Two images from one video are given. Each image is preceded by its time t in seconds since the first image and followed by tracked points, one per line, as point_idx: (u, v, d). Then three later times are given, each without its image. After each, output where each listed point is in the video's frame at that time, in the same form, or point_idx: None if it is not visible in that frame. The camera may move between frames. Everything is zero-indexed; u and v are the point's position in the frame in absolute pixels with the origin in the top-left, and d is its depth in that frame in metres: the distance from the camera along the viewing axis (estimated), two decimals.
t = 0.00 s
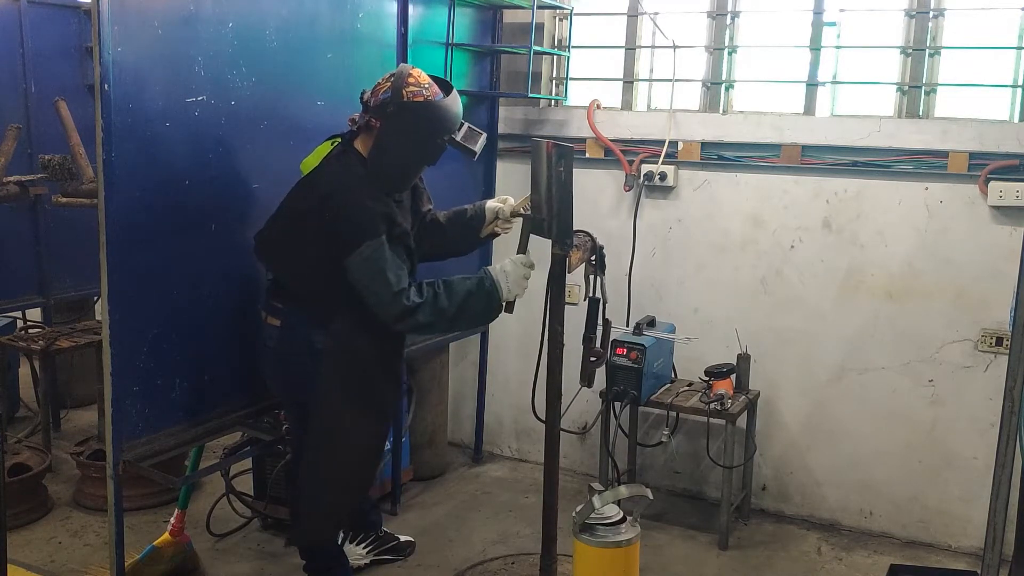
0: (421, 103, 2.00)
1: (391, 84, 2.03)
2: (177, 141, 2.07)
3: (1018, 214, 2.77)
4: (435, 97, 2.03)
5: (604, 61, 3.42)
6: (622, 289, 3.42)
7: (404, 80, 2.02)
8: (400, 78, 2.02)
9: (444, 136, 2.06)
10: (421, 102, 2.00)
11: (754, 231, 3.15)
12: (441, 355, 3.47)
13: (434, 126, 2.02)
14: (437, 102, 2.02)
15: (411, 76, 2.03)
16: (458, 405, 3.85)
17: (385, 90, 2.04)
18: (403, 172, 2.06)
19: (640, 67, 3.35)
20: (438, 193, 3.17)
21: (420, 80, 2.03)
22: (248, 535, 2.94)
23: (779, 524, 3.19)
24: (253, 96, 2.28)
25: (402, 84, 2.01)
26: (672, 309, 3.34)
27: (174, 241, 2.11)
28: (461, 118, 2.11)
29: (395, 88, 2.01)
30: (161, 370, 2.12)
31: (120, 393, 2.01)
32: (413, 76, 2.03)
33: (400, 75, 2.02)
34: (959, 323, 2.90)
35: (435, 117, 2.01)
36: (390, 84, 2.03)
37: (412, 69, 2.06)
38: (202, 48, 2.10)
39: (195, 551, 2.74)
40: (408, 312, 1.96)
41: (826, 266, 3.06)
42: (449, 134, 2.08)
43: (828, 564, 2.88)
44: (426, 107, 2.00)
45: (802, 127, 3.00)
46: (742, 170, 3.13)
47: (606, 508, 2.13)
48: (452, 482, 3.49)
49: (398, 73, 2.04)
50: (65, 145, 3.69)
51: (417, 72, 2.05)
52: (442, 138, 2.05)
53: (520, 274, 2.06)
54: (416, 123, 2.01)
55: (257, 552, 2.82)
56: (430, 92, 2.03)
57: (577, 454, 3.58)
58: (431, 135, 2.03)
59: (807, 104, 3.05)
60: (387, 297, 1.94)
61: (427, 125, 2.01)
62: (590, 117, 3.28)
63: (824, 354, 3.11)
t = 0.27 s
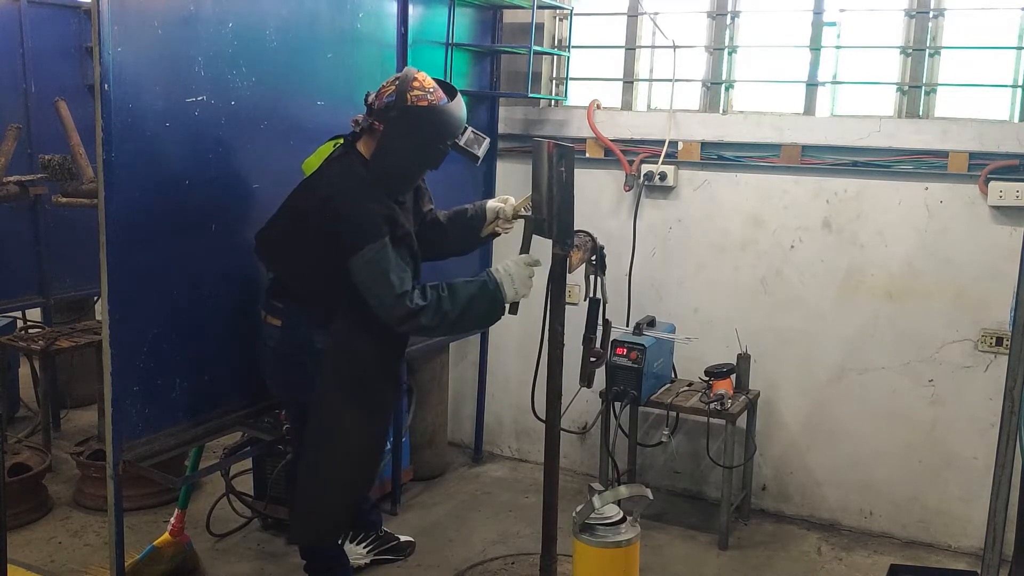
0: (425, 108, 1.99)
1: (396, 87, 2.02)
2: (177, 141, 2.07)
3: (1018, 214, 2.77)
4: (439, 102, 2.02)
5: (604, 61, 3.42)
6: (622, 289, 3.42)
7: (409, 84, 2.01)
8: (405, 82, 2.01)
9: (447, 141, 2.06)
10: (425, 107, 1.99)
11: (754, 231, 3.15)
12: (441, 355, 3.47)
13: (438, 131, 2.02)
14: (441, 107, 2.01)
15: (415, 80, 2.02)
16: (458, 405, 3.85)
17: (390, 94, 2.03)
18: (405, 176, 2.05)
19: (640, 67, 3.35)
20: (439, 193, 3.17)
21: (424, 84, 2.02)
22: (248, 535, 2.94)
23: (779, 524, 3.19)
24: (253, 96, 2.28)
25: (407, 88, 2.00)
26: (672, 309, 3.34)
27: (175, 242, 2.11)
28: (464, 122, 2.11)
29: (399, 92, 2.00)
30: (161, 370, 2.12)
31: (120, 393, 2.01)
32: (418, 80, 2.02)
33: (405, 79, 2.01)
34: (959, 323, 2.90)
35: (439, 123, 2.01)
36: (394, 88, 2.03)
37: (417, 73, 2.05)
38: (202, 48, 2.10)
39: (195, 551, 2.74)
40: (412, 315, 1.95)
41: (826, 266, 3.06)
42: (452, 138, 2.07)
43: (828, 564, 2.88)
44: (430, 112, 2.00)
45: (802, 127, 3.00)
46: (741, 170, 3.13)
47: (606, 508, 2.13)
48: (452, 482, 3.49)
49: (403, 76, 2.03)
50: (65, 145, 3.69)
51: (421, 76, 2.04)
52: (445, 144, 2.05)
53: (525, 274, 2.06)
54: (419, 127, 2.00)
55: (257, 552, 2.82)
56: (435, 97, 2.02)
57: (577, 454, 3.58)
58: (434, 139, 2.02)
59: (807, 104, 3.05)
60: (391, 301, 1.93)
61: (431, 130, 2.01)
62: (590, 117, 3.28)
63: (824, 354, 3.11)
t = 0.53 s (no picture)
0: (434, 115, 2.00)
1: (405, 92, 2.02)
2: (177, 141, 2.07)
3: (1018, 214, 2.77)
4: (447, 109, 2.02)
5: (604, 61, 3.42)
6: (622, 289, 3.42)
7: (418, 90, 2.01)
8: (415, 86, 2.01)
9: (453, 149, 2.06)
10: (433, 114, 2.00)
11: (754, 231, 3.15)
12: (441, 355, 3.47)
13: (445, 138, 2.03)
14: (450, 114, 2.02)
15: (425, 86, 2.02)
16: (458, 405, 3.85)
17: (399, 98, 2.03)
18: (409, 180, 2.06)
19: (640, 67, 3.35)
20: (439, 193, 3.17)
21: (434, 90, 2.03)
22: (248, 535, 2.94)
23: (779, 524, 3.19)
24: (254, 96, 2.28)
25: (416, 94, 2.00)
26: (672, 309, 3.34)
27: (175, 242, 2.11)
28: (471, 130, 2.11)
29: (408, 97, 2.00)
30: (161, 370, 2.12)
31: (121, 393, 2.01)
32: (427, 86, 2.03)
33: (415, 85, 2.01)
34: (959, 323, 2.90)
35: (447, 130, 2.01)
36: (403, 92, 2.03)
37: (426, 78, 2.05)
38: (203, 48, 2.10)
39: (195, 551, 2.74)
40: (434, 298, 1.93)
41: (826, 266, 3.06)
42: (459, 145, 2.08)
43: (828, 564, 2.88)
44: (438, 119, 2.00)
45: (802, 127, 3.00)
46: (741, 170, 3.13)
47: (606, 508, 2.13)
48: (452, 482, 3.49)
49: (412, 81, 2.03)
50: (65, 145, 3.69)
51: (431, 82, 2.05)
52: (451, 151, 2.06)
53: (537, 226, 1.95)
54: (427, 133, 2.01)
55: (257, 552, 2.82)
56: (444, 103, 2.02)
57: (577, 454, 3.58)
58: (441, 146, 2.03)
59: (807, 104, 3.05)
60: (410, 291, 1.91)
61: (439, 137, 2.02)
62: (590, 117, 3.28)
63: (824, 354, 3.11)
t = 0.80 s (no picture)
0: (437, 115, 2.00)
1: (408, 92, 2.03)
2: (177, 142, 2.07)
3: (1018, 214, 2.77)
4: (449, 108, 2.03)
5: (604, 61, 3.42)
6: (622, 289, 3.42)
7: (420, 90, 2.01)
8: (416, 87, 2.02)
9: (454, 149, 2.07)
10: (436, 114, 2.00)
11: (754, 231, 3.15)
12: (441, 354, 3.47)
13: (447, 138, 2.03)
14: (452, 114, 2.02)
15: (427, 86, 2.03)
16: (458, 405, 3.85)
17: (401, 98, 2.03)
18: (410, 180, 2.06)
19: (640, 67, 3.35)
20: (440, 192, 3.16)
21: (435, 90, 2.03)
22: (248, 535, 2.94)
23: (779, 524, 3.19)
24: (254, 96, 2.28)
25: (418, 94, 2.01)
26: (672, 309, 3.34)
27: (175, 242, 2.11)
28: (473, 129, 2.11)
29: (410, 97, 2.01)
30: (161, 370, 2.12)
31: (121, 393, 2.01)
32: (430, 86, 2.03)
33: (418, 84, 2.01)
34: (960, 323, 2.90)
35: (449, 131, 2.02)
36: (405, 92, 2.03)
37: (429, 78, 2.05)
38: (203, 48, 2.10)
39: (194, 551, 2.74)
40: (405, 323, 1.96)
41: (826, 266, 3.06)
42: (461, 145, 2.08)
43: (828, 564, 2.88)
44: (440, 119, 2.00)
45: (802, 127, 3.00)
46: (742, 170, 3.13)
47: (606, 508, 2.13)
48: (452, 482, 3.49)
49: (415, 82, 2.03)
50: (65, 145, 3.69)
51: (433, 82, 2.05)
52: (453, 151, 2.06)
53: (521, 311, 2.04)
54: (429, 133, 2.01)
55: (257, 552, 2.82)
56: (446, 104, 2.02)
57: (577, 454, 3.58)
58: (443, 145, 2.03)
59: (807, 104, 3.05)
60: (385, 303, 1.93)
61: (441, 137, 2.02)
62: (590, 117, 3.28)
63: (824, 354, 3.11)
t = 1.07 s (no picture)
0: (435, 115, 2.00)
1: (405, 92, 2.03)
2: (177, 141, 2.08)
3: (1018, 214, 2.77)
4: (447, 109, 2.03)
5: (604, 61, 3.42)
6: (622, 289, 3.42)
7: (417, 90, 2.02)
8: (414, 87, 2.02)
9: (452, 149, 2.07)
10: (433, 114, 2.00)
11: (754, 231, 3.15)
12: (441, 354, 3.47)
13: (445, 138, 2.03)
14: (449, 115, 2.02)
15: (425, 86, 2.03)
16: (458, 405, 3.85)
17: (399, 98, 2.03)
18: (407, 180, 2.06)
19: (640, 67, 3.35)
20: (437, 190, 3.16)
21: (433, 91, 2.03)
22: (248, 535, 2.94)
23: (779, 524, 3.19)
24: (254, 97, 2.29)
25: (416, 94, 2.01)
26: (672, 309, 3.34)
27: (175, 241, 2.11)
28: (471, 130, 2.12)
29: (408, 98, 2.01)
30: (161, 370, 2.12)
31: (121, 393, 2.01)
32: (427, 86, 2.03)
33: (415, 85, 2.02)
34: (960, 323, 2.90)
35: (447, 130, 2.02)
36: (403, 92, 2.03)
37: (426, 79, 2.06)
38: (203, 48, 2.11)
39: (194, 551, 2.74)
40: (429, 301, 1.96)
41: (827, 266, 3.06)
42: (459, 146, 2.08)
43: (828, 564, 2.88)
44: (438, 119, 2.00)
45: (801, 127, 3.00)
46: (742, 170, 3.13)
47: (606, 508, 2.13)
48: (452, 482, 3.49)
49: (412, 82, 2.04)
50: (65, 145, 3.69)
51: (431, 83, 2.05)
52: (451, 151, 2.06)
53: (531, 237, 1.99)
54: (427, 133, 2.01)
55: (257, 552, 2.82)
56: (444, 104, 2.03)
57: (577, 454, 3.58)
58: (440, 146, 2.03)
59: (807, 104, 3.05)
60: (405, 291, 1.93)
61: (439, 137, 2.02)
62: (590, 117, 3.28)
63: (824, 354, 3.11)
